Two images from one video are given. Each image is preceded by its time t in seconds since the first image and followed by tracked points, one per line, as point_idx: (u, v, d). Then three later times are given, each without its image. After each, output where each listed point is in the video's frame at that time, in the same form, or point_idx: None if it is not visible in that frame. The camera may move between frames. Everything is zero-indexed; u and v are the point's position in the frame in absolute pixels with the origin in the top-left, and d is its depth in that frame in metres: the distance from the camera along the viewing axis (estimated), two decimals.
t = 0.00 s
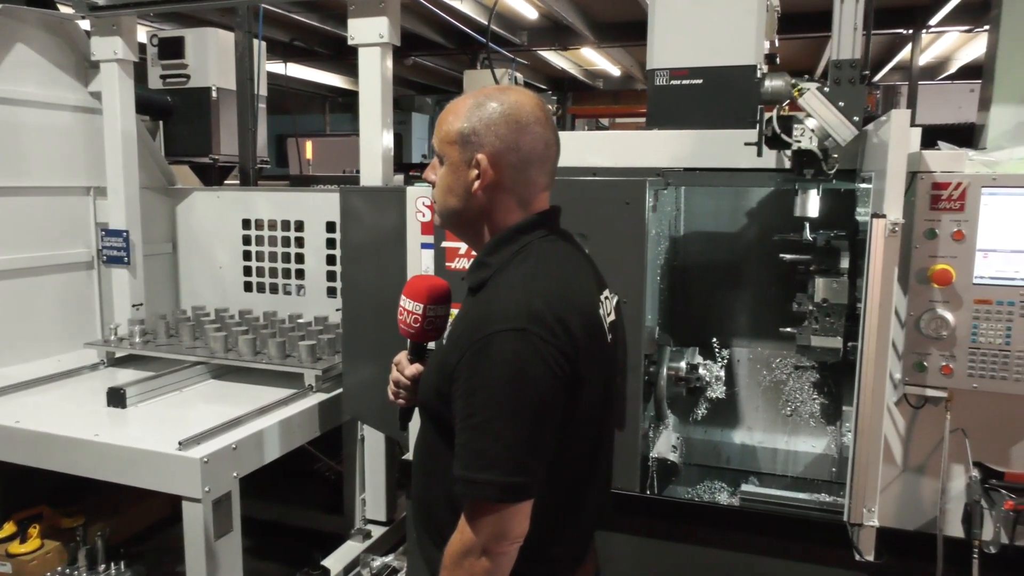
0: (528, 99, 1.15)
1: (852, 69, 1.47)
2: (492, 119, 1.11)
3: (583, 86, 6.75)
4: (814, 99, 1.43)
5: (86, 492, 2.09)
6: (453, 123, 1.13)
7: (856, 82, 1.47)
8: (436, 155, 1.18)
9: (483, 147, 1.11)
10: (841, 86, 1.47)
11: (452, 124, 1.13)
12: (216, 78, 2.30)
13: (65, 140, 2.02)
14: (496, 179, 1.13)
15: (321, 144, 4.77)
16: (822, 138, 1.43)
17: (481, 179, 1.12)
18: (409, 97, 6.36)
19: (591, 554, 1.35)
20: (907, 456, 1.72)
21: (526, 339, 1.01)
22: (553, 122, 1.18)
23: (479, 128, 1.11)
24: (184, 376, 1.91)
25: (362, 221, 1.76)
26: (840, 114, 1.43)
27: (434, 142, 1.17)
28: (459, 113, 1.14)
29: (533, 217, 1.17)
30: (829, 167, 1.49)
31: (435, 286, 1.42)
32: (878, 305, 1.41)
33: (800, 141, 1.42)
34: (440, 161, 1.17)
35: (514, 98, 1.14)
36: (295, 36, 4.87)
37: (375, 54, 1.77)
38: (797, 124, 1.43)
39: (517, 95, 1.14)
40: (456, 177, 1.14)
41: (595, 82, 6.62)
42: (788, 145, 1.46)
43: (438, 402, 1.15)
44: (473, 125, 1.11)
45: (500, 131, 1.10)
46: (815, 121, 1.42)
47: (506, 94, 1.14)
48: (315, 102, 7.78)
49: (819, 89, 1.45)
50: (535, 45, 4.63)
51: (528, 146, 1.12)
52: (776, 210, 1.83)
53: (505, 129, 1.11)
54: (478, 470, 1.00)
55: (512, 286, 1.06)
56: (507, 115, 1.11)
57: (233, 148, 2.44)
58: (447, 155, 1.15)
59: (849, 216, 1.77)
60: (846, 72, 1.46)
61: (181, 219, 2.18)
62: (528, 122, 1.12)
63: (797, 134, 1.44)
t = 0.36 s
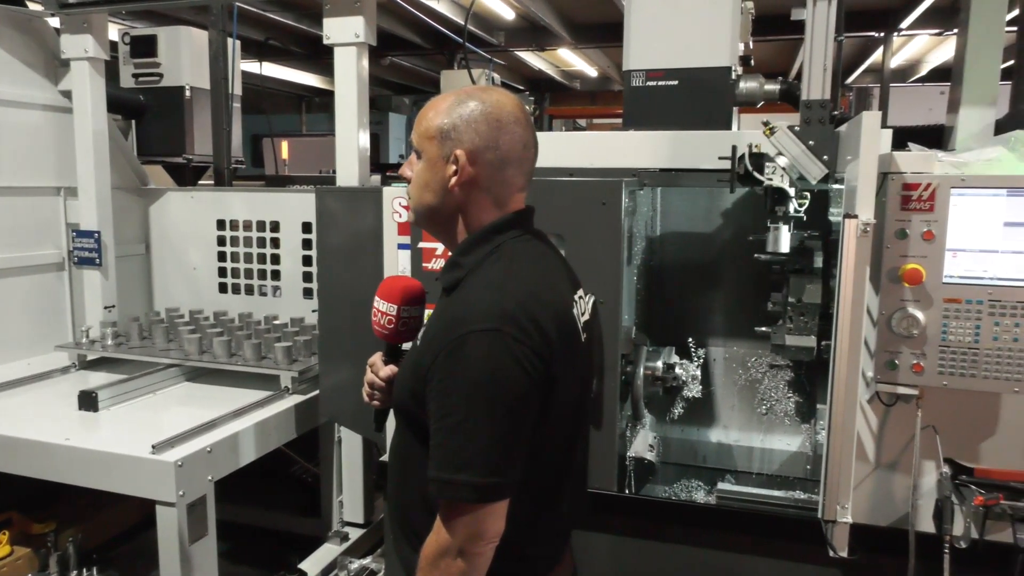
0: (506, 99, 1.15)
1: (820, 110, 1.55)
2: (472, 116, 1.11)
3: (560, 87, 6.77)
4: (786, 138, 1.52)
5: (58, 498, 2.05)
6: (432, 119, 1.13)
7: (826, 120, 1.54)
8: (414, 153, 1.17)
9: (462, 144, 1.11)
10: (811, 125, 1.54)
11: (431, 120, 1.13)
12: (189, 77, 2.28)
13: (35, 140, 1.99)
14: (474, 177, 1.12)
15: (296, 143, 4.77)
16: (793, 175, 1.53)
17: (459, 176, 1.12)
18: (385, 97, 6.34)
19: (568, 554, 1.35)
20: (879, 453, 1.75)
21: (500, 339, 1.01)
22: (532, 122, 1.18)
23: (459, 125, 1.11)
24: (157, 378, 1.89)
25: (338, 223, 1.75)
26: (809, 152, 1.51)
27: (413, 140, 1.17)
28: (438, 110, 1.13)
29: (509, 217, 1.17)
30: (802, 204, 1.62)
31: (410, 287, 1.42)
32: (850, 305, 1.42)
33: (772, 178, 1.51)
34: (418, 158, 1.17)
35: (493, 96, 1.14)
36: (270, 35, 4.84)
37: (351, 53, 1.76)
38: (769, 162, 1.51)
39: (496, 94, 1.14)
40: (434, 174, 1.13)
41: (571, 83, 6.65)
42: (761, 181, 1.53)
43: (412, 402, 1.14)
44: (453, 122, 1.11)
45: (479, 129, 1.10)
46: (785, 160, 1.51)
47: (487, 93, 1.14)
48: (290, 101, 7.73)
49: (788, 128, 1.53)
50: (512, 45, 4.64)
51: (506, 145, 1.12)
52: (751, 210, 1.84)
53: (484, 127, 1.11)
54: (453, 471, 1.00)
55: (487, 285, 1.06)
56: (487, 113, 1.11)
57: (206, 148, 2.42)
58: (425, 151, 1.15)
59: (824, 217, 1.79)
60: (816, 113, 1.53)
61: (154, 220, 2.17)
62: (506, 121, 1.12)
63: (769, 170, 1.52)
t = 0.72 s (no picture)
0: (484, 98, 1.15)
1: (798, 149, 1.59)
2: (450, 115, 1.11)
3: (544, 88, 6.79)
4: (764, 176, 1.55)
5: (36, 502, 2.02)
6: (411, 119, 1.14)
7: (806, 160, 1.58)
8: (394, 153, 1.17)
9: (441, 142, 1.11)
10: (790, 163, 1.59)
11: (409, 122, 1.14)
12: (170, 76, 2.28)
13: (12, 141, 1.96)
14: (454, 176, 1.12)
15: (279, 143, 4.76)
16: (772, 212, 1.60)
17: (439, 176, 1.12)
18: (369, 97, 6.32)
19: (549, 553, 1.35)
20: (860, 451, 1.76)
21: (480, 339, 1.00)
22: (510, 121, 1.18)
23: (437, 123, 1.11)
24: (138, 380, 1.87)
25: (321, 223, 1.74)
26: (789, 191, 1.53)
27: (393, 140, 1.17)
28: (418, 110, 1.14)
29: (490, 216, 1.16)
30: (780, 238, 1.63)
31: (392, 287, 1.42)
32: (831, 305, 1.43)
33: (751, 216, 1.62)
34: (398, 161, 1.17)
35: (471, 96, 1.14)
36: (252, 34, 4.82)
37: (333, 53, 1.75)
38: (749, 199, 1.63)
39: (474, 94, 1.14)
40: (415, 174, 1.13)
41: (555, 83, 6.67)
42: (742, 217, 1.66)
43: (393, 403, 1.14)
44: (430, 121, 1.11)
45: (457, 127, 1.10)
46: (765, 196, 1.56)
47: (462, 91, 1.14)
48: (272, 101, 7.69)
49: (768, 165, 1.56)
50: (496, 45, 4.63)
51: (485, 140, 1.12)
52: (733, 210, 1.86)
53: (462, 125, 1.11)
54: (432, 470, 1.00)
55: (469, 285, 1.06)
56: (465, 110, 1.11)
57: (187, 148, 2.41)
58: (404, 153, 1.15)
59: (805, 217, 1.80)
60: (794, 151, 1.58)
61: (135, 220, 2.15)
62: (484, 120, 1.13)
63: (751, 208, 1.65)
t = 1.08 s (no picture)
0: (468, 100, 1.16)
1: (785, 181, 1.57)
2: (433, 116, 1.11)
3: (532, 89, 6.80)
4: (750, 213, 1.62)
5: (19, 505, 2.00)
6: (394, 120, 1.14)
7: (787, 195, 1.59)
8: (377, 154, 1.17)
9: (424, 143, 1.11)
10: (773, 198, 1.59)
11: (393, 123, 1.14)
12: (155, 76, 2.28)
13: None
14: (436, 177, 1.12)
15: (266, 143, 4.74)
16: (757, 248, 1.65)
17: (422, 176, 1.12)
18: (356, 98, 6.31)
19: (536, 553, 1.35)
20: (846, 450, 1.78)
21: (464, 338, 1.00)
22: (494, 123, 1.18)
23: (420, 124, 1.11)
24: (123, 382, 1.86)
25: (308, 223, 1.74)
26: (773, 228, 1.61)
27: (376, 141, 1.17)
28: (401, 111, 1.14)
29: (473, 217, 1.16)
30: (766, 272, 1.68)
31: (379, 288, 1.41)
32: (816, 304, 1.44)
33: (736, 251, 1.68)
34: (381, 161, 1.17)
35: (455, 98, 1.14)
36: (239, 33, 4.80)
37: (320, 53, 1.75)
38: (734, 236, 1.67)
39: (457, 95, 1.15)
40: (397, 175, 1.13)
41: (543, 84, 6.68)
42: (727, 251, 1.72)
43: (379, 403, 1.13)
44: (414, 123, 1.11)
45: (440, 128, 1.10)
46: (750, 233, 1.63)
47: (445, 93, 1.14)
48: (260, 101, 7.66)
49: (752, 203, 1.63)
50: (484, 46, 4.63)
51: (468, 141, 1.12)
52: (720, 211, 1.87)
53: (446, 126, 1.11)
54: (417, 468, 0.99)
55: (454, 283, 1.06)
56: (449, 112, 1.11)
57: (173, 148, 2.40)
58: (387, 155, 1.15)
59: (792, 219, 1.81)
60: (777, 187, 1.58)
61: (120, 221, 2.14)
62: (468, 121, 1.13)
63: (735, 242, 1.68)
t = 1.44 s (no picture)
0: (458, 100, 1.16)
1: (774, 185, 1.56)
2: (423, 117, 1.11)
3: (523, 90, 6.80)
4: (736, 248, 1.57)
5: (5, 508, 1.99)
6: (383, 120, 1.13)
7: (774, 231, 1.55)
8: (366, 154, 1.17)
9: (413, 143, 1.10)
10: (760, 237, 1.55)
11: (382, 123, 1.13)
12: (143, 76, 2.27)
13: None
14: (425, 177, 1.12)
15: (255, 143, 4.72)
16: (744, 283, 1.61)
17: (411, 176, 1.11)
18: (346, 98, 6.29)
19: (525, 553, 1.35)
20: (834, 449, 1.79)
21: (453, 337, 1.00)
22: (483, 124, 1.18)
23: (410, 124, 1.11)
24: (111, 384, 1.85)
25: (297, 224, 1.73)
26: (761, 263, 1.55)
27: (365, 141, 1.17)
28: (391, 111, 1.13)
29: (462, 217, 1.16)
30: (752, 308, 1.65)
31: (367, 289, 1.41)
32: (805, 304, 1.45)
33: (723, 286, 1.64)
34: (370, 161, 1.16)
35: (445, 98, 1.14)
36: (227, 32, 4.78)
37: (309, 53, 1.74)
38: (723, 270, 1.65)
39: (448, 96, 1.14)
40: (386, 174, 1.13)
41: (533, 85, 6.68)
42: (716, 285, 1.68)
43: (367, 403, 1.13)
44: (403, 123, 1.11)
45: (430, 128, 1.10)
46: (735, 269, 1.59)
47: (435, 93, 1.14)
48: (248, 101, 7.63)
49: (739, 239, 1.57)
50: (474, 47, 4.63)
51: (457, 142, 1.12)
52: (709, 212, 1.88)
53: (435, 127, 1.10)
54: (404, 467, 0.99)
55: (442, 283, 1.06)
56: (438, 112, 1.11)
57: (161, 148, 2.38)
58: (377, 155, 1.14)
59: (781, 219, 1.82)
60: (763, 225, 1.54)
61: (108, 222, 2.12)
62: (458, 122, 1.12)
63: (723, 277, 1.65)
